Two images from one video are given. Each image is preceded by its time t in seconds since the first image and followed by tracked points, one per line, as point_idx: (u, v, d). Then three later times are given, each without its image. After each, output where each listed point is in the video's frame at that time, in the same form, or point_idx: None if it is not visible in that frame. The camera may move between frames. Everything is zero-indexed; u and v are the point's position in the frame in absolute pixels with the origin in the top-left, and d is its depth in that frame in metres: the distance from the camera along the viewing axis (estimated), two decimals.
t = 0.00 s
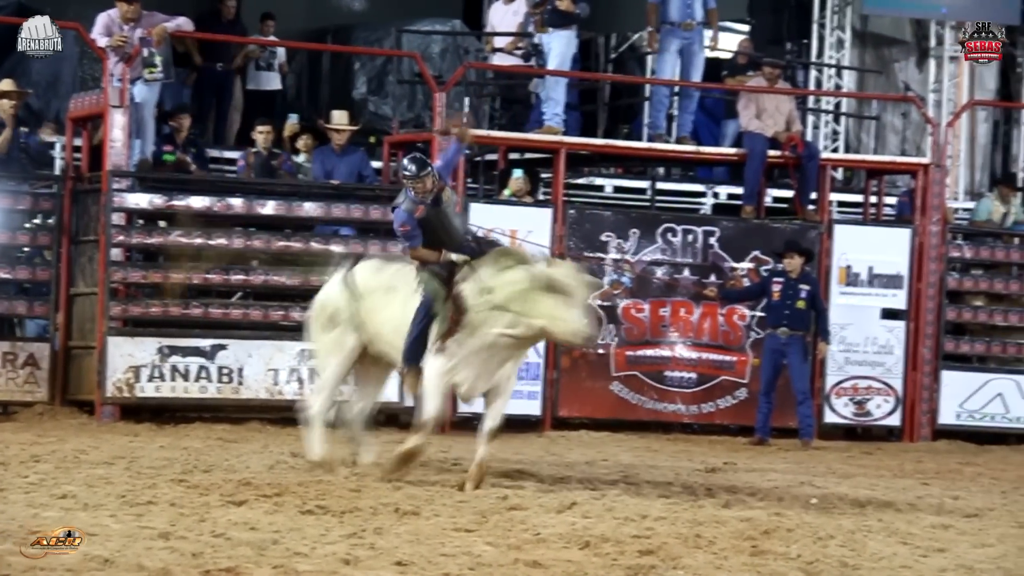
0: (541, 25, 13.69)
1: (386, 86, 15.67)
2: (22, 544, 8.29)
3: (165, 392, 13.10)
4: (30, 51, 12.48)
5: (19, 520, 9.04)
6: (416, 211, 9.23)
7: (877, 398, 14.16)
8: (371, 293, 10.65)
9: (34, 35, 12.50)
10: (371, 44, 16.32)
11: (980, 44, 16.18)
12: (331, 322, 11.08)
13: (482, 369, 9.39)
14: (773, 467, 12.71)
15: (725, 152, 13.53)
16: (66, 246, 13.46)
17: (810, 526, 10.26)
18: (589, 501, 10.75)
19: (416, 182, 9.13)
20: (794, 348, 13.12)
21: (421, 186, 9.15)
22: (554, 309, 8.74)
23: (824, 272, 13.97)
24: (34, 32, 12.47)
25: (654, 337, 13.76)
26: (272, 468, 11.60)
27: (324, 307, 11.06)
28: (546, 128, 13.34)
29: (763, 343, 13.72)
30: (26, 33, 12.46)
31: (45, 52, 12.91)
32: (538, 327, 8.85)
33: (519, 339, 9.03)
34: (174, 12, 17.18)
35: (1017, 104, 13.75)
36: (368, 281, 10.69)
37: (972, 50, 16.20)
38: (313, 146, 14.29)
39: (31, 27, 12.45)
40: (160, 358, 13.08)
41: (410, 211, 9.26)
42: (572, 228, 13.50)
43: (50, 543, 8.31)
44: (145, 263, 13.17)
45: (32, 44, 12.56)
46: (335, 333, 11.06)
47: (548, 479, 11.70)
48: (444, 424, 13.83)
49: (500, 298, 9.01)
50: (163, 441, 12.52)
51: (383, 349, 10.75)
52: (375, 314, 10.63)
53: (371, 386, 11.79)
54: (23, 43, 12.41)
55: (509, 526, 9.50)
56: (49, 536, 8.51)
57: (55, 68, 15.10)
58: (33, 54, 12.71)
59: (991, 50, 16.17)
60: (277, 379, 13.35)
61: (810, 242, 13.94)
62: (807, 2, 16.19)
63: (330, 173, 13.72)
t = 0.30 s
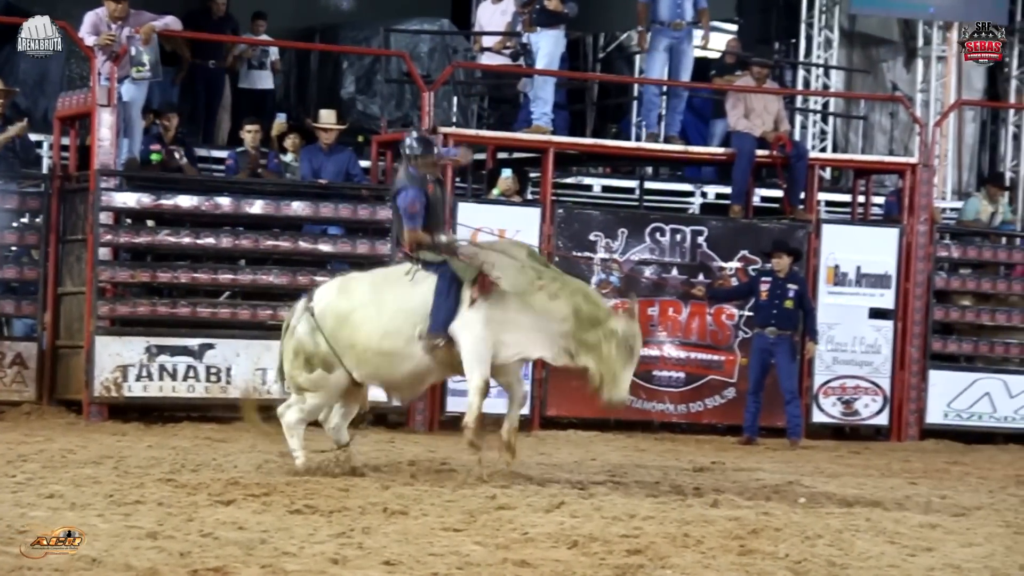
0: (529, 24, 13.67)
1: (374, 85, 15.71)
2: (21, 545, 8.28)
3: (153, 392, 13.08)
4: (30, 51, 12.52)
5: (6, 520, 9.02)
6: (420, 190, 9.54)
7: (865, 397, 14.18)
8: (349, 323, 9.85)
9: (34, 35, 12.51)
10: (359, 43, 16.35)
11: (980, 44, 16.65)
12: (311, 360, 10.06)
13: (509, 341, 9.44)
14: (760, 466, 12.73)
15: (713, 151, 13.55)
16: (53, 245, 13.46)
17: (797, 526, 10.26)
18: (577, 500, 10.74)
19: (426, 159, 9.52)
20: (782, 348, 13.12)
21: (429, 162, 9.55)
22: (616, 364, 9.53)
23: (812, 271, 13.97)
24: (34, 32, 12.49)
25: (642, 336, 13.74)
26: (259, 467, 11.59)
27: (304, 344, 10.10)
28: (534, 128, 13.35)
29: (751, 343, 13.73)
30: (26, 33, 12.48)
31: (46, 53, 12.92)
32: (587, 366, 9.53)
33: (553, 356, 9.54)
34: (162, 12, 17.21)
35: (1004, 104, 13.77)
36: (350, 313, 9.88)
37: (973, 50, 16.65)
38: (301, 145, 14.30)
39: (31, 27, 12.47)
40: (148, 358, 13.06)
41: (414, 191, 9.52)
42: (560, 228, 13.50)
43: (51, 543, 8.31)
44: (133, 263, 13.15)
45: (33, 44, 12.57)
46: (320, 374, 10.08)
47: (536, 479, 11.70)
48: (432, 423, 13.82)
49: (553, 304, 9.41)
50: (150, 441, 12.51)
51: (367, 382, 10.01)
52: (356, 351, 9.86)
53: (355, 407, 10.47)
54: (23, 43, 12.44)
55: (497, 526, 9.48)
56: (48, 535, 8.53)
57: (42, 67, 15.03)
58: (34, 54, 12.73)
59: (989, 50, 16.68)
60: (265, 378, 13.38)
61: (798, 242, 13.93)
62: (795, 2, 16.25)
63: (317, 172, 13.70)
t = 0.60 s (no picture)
0: (514, 24, 13.66)
1: (360, 85, 15.73)
2: (22, 544, 8.28)
3: (139, 392, 13.05)
4: (29, 50, 12.82)
5: None
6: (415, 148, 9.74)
7: (851, 397, 14.20)
8: (373, 301, 9.48)
9: (35, 35, 12.82)
10: (345, 42, 16.36)
11: (980, 44, 16.72)
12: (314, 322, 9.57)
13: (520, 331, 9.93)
14: (746, 466, 12.74)
15: (699, 151, 13.56)
16: (38, 245, 13.44)
17: (783, 525, 10.26)
18: (563, 500, 10.74)
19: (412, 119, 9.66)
20: (767, 347, 13.14)
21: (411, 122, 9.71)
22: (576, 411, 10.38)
23: (797, 271, 14.00)
24: (34, 33, 12.80)
25: (627, 336, 13.79)
26: (245, 467, 11.58)
27: (312, 305, 9.54)
28: (520, 128, 13.34)
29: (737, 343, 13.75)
30: (28, 33, 12.80)
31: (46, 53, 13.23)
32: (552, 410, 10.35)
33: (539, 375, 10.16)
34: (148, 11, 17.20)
35: (988, 105, 13.79)
36: (378, 288, 9.48)
37: (972, 51, 16.73)
38: (286, 145, 14.31)
39: (32, 28, 12.80)
40: (133, 358, 13.03)
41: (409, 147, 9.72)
42: (546, 228, 13.51)
43: (50, 543, 8.30)
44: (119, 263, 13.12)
45: (33, 44, 12.92)
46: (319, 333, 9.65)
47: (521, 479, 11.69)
48: (419, 423, 13.81)
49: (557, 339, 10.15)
50: (136, 441, 12.49)
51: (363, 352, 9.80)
52: (377, 323, 9.55)
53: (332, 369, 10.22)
54: (24, 42, 12.74)
55: (484, 526, 9.46)
56: (48, 535, 8.50)
57: (27, 66, 15.12)
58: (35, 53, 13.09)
59: (990, 51, 16.70)
60: (250, 379, 13.32)
61: (783, 242, 13.96)
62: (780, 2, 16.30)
63: (302, 172, 13.72)
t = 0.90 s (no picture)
0: (503, 24, 13.69)
1: (348, 84, 15.73)
2: (22, 545, 8.27)
3: (126, 392, 13.04)
4: (29, 51, 12.36)
5: None
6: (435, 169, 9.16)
7: (839, 397, 14.23)
8: (429, 297, 8.98)
9: (34, 35, 12.38)
10: (333, 42, 16.38)
11: (980, 44, 16.80)
12: (369, 289, 8.79)
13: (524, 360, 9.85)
14: (735, 465, 12.75)
15: (688, 151, 13.57)
16: (26, 245, 13.44)
17: (771, 525, 10.26)
18: (551, 499, 10.74)
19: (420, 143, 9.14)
20: (755, 347, 13.16)
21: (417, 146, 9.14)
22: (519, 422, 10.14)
23: (785, 271, 14.02)
24: (34, 33, 12.35)
25: (616, 336, 13.78)
26: (233, 466, 11.57)
27: (377, 273, 8.76)
28: (508, 127, 13.36)
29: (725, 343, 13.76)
30: (27, 33, 12.34)
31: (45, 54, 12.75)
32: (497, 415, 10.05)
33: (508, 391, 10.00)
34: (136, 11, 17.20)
35: (976, 104, 13.81)
36: (443, 288, 9.02)
37: (973, 50, 16.82)
38: (274, 145, 14.31)
39: (31, 27, 12.33)
40: (121, 357, 13.02)
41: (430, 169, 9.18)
42: (534, 228, 13.49)
43: (51, 543, 8.30)
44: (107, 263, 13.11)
45: (33, 44, 12.44)
46: (360, 302, 8.81)
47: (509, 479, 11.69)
48: (407, 423, 13.84)
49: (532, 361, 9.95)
50: (123, 441, 12.47)
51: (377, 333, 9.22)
52: (423, 320, 9.03)
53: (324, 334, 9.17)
54: (23, 43, 12.29)
55: (472, 526, 9.43)
56: (48, 535, 8.49)
57: (15, 64, 15.08)
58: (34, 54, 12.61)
59: (989, 50, 16.80)
60: (238, 378, 13.27)
61: (771, 242, 13.98)
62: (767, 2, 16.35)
63: (290, 173, 13.70)
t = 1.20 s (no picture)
0: (491, 24, 13.70)
1: (336, 84, 15.59)
2: (22, 544, 8.25)
3: (114, 391, 13.02)
4: (29, 51, 12.33)
5: None
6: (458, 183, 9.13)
7: (826, 396, 14.28)
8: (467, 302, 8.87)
9: (34, 35, 12.35)
10: (321, 41, 16.37)
11: (979, 43, 16.96)
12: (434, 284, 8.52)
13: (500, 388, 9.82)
14: (724, 465, 12.76)
15: (676, 151, 13.59)
16: (14, 245, 13.47)
17: (759, 524, 10.26)
18: (539, 498, 10.73)
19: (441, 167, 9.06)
20: (743, 346, 13.16)
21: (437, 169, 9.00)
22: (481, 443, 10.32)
23: (773, 270, 14.05)
24: (34, 32, 12.33)
25: (604, 335, 13.80)
26: (221, 465, 11.57)
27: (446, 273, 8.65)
28: (495, 127, 13.38)
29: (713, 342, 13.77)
30: (27, 33, 12.32)
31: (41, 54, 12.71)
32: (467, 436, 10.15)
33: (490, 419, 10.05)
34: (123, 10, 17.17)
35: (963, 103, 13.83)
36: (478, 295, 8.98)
37: (972, 50, 16.97)
38: (262, 144, 14.35)
39: (31, 27, 12.33)
40: (109, 357, 13.01)
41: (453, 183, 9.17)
42: (523, 227, 13.51)
43: (51, 543, 8.28)
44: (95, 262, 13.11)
45: (33, 44, 12.41)
46: (445, 304, 8.56)
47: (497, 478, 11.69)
48: (395, 423, 13.79)
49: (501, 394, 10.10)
50: (111, 440, 12.46)
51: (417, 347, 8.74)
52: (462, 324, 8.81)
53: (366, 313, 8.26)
54: (23, 43, 12.26)
55: (461, 524, 9.41)
56: (48, 535, 8.46)
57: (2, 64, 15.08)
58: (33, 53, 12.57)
59: (988, 50, 16.96)
60: (226, 378, 13.24)
61: (759, 241, 13.99)
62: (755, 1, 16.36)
63: (279, 172, 13.70)
